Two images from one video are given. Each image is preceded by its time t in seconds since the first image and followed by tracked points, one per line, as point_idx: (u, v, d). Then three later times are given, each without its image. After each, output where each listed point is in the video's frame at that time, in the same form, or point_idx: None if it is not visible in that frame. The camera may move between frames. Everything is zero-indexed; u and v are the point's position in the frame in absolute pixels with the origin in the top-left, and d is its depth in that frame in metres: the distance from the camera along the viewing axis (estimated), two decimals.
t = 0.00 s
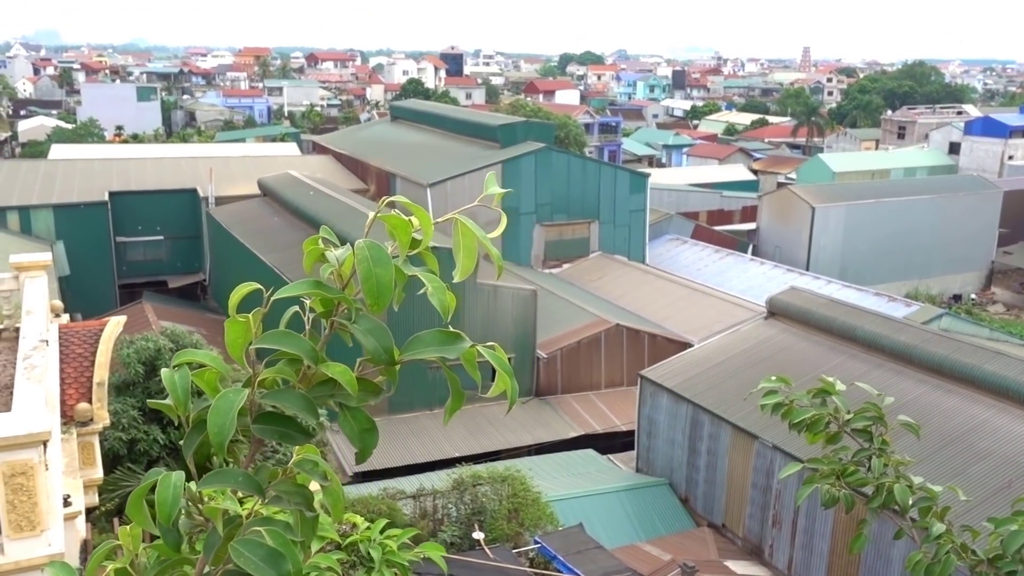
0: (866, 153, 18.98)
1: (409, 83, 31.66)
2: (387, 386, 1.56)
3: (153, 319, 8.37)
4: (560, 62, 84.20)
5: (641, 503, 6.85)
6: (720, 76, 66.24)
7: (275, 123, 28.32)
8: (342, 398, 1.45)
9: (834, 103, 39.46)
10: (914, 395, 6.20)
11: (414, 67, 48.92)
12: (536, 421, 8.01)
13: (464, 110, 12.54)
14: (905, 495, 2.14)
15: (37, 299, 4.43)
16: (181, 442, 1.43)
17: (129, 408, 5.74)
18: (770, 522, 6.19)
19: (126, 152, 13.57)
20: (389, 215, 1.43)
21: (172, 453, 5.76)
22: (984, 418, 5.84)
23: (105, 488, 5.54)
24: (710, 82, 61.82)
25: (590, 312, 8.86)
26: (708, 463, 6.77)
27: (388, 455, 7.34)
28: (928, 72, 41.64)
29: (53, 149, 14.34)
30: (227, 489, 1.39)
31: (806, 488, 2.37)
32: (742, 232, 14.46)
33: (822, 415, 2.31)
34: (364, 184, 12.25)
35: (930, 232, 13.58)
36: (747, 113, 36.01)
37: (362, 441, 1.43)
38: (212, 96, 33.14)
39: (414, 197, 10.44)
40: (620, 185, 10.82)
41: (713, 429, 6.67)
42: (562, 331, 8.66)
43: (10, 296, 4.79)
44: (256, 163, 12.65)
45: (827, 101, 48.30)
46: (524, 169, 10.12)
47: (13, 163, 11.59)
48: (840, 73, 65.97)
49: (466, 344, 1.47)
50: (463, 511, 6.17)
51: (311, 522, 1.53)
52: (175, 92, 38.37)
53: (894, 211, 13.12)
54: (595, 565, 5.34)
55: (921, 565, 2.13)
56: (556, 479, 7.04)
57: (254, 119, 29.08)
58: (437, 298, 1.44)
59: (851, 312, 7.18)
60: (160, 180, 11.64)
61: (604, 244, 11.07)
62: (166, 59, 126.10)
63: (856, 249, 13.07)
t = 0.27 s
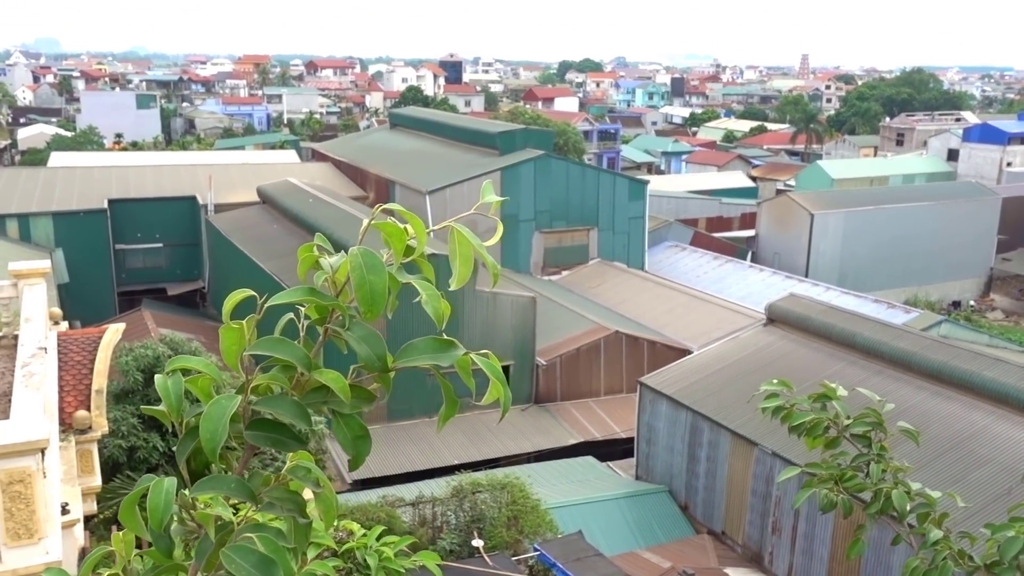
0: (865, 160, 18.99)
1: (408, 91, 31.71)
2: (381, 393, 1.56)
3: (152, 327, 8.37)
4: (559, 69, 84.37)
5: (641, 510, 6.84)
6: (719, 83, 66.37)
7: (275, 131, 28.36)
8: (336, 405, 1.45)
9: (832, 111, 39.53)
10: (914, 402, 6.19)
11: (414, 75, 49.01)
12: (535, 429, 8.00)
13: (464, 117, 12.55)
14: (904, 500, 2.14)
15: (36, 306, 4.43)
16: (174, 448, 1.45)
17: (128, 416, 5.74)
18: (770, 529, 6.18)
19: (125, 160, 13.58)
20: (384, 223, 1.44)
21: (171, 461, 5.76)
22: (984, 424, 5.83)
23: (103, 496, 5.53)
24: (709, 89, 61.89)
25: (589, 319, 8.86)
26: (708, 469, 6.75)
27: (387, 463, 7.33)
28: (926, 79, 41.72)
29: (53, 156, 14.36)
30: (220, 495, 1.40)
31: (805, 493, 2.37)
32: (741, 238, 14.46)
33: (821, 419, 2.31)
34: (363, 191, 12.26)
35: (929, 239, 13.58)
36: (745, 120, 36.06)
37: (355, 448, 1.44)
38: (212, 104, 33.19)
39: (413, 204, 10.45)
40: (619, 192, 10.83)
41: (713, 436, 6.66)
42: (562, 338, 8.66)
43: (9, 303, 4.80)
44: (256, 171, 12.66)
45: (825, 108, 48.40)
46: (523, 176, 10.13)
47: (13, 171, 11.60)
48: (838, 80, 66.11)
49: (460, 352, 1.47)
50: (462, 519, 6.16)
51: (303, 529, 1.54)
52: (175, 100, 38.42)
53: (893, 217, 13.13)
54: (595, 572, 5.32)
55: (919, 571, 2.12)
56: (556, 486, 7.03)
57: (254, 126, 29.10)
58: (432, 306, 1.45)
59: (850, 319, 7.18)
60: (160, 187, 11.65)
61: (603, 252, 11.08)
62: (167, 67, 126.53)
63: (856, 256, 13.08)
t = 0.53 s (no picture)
0: (863, 168, 19.02)
1: (407, 99, 31.76)
2: (365, 396, 1.57)
3: (150, 335, 8.37)
4: (557, 77, 84.54)
5: (639, 518, 6.83)
6: (717, 91, 66.51)
7: (273, 139, 28.37)
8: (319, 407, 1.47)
9: (830, 118, 39.61)
10: (912, 409, 6.19)
11: (412, 83, 49.08)
12: (533, 436, 7.99)
13: (462, 125, 12.57)
14: (898, 506, 2.14)
15: (33, 315, 4.42)
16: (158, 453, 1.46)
17: (126, 425, 5.73)
18: (769, 536, 6.17)
19: (124, 168, 13.58)
20: (365, 227, 1.45)
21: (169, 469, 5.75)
22: (982, 431, 5.83)
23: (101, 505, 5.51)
24: (706, 97, 62.02)
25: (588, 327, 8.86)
26: (706, 476, 6.74)
27: (385, 471, 7.32)
28: (923, 87, 41.82)
29: (51, 165, 14.37)
30: (204, 498, 1.41)
31: (799, 500, 2.38)
32: (739, 246, 14.47)
33: (815, 425, 2.33)
34: (361, 199, 12.27)
35: (927, 246, 13.59)
36: (743, 128, 36.11)
37: (339, 449, 1.44)
38: (211, 113, 33.22)
39: (411, 212, 10.45)
40: (617, 199, 10.84)
41: (711, 443, 6.65)
42: (560, 345, 8.66)
43: (7, 312, 4.79)
44: (254, 179, 12.67)
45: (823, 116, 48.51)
46: (521, 184, 10.14)
47: (11, 179, 11.60)
48: (835, 88, 66.22)
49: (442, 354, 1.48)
50: (460, 527, 6.16)
51: (289, 532, 1.53)
52: (173, 109, 38.44)
53: (890, 224, 13.15)
54: None
55: None
56: (554, 494, 7.02)
57: (252, 135, 29.12)
58: (414, 309, 1.46)
59: (848, 326, 7.18)
60: (158, 195, 11.65)
61: (601, 259, 11.08)
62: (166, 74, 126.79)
63: (854, 263, 13.09)
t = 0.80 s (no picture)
0: (860, 173, 19.05)
1: (404, 106, 31.77)
2: (359, 402, 1.58)
3: (147, 342, 8.36)
4: (554, 83, 84.68)
5: (637, 523, 6.82)
6: (714, 97, 66.58)
7: (271, 146, 28.35)
8: (314, 413, 1.48)
9: (827, 124, 39.65)
10: (910, 414, 6.19)
11: (410, 90, 49.11)
12: (531, 443, 7.99)
13: (460, 131, 12.58)
14: (892, 511, 2.17)
15: (30, 322, 4.42)
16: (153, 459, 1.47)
17: (123, 432, 5.72)
18: (768, 542, 6.16)
19: (121, 175, 13.58)
20: (362, 234, 1.47)
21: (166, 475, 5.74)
22: (981, 436, 5.82)
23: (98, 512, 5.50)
24: (703, 103, 62.08)
25: (585, 333, 8.87)
26: (705, 482, 6.74)
27: (384, 477, 7.31)
28: (920, 92, 41.90)
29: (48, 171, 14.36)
30: (199, 503, 1.42)
31: (794, 505, 2.40)
32: (737, 251, 14.48)
33: (810, 431, 2.36)
34: (359, 206, 12.27)
35: (924, 252, 13.60)
36: (741, 134, 36.15)
37: (333, 456, 1.46)
38: (208, 119, 33.23)
39: (409, 219, 10.46)
40: (615, 205, 10.86)
41: (709, 449, 6.65)
42: (558, 351, 8.66)
43: (3, 319, 4.79)
44: (252, 186, 12.66)
45: (820, 122, 48.59)
46: (519, 190, 10.14)
47: (8, 186, 11.59)
48: (832, 94, 66.32)
49: (436, 361, 1.50)
50: (458, 533, 6.16)
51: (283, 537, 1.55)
52: (171, 116, 38.47)
53: (888, 230, 13.16)
54: None
55: None
56: (553, 500, 7.02)
57: (250, 141, 29.10)
58: (410, 317, 1.48)
59: (846, 332, 7.19)
60: (156, 202, 11.65)
61: (599, 265, 11.08)
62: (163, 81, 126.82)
63: (851, 269, 13.10)
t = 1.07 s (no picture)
0: (857, 177, 19.06)
1: (402, 110, 31.76)
2: (346, 405, 1.60)
3: (145, 346, 8.35)
4: (552, 87, 84.77)
5: (635, 527, 6.82)
6: (711, 101, 66.65)
7: (268, 150, 28.33)
8: (300, 416, 1.49)
9: (824, 128, 39.69)
10: (907, 418, 6.20)
11: (408, 94, 49.09)
12: (529, 446, 7.99)
13: (457, 135, 12.58)
14: (887, 514, 2.19)
15: (27, 327, 4.41)
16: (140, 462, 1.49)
17: (119, 437, 5.71)
18: (765, 545, 6.16)
19: (118, 179, 13.57)
20: (347, 238, 1.48)
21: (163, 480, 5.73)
22: (978, 440, 5.82)
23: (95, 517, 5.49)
24: (701, 107, 62.14)
25: (583, 336, 8.87)
26: (702, 486, 6.74)
27: (382, 481, 7.30)
28: (917, 96, 41.99)
29: (46, 175, 14.35)
30: (185, 506, 1.44)
31: (790, 507, 2.41)
32: (735, 255, 14.48)
33: (805, 433, 2.36)
34: (356, 210, 12.26)
35: (921, 255, 13.61)
36: (738, 138, 36.18)
37: (319, 458, 1.47)
38: (206, 124, 33.21)
39: (406, 223, 10.46)
40: (613, 208, 10.86)
41: (707, 452, 6.65)
42: (555, 355, 8.66)
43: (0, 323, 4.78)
44: (249, 190, 12.66)
45: (817, 125, 48.66)
46: (516, 194, 10.15)
47: (6, 190, 11.58)
48: (829, 97, 66.47)
49: (422, 364, 1.51)
50: (456, 537, 6.15)
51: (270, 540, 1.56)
52: (168, 120, 38.46)
53: (885, 234, 13.18)
54: None
55: None
56: (550, 504, 7.01)
57: (247, 145, 29.08)
58: (395, 319, 1.49)
59: (843, 335, 7.19)
60: (153, 206, 11.65)
61: (596, 269, 11.09)
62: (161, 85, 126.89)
63: (849, 272, 13.11)
